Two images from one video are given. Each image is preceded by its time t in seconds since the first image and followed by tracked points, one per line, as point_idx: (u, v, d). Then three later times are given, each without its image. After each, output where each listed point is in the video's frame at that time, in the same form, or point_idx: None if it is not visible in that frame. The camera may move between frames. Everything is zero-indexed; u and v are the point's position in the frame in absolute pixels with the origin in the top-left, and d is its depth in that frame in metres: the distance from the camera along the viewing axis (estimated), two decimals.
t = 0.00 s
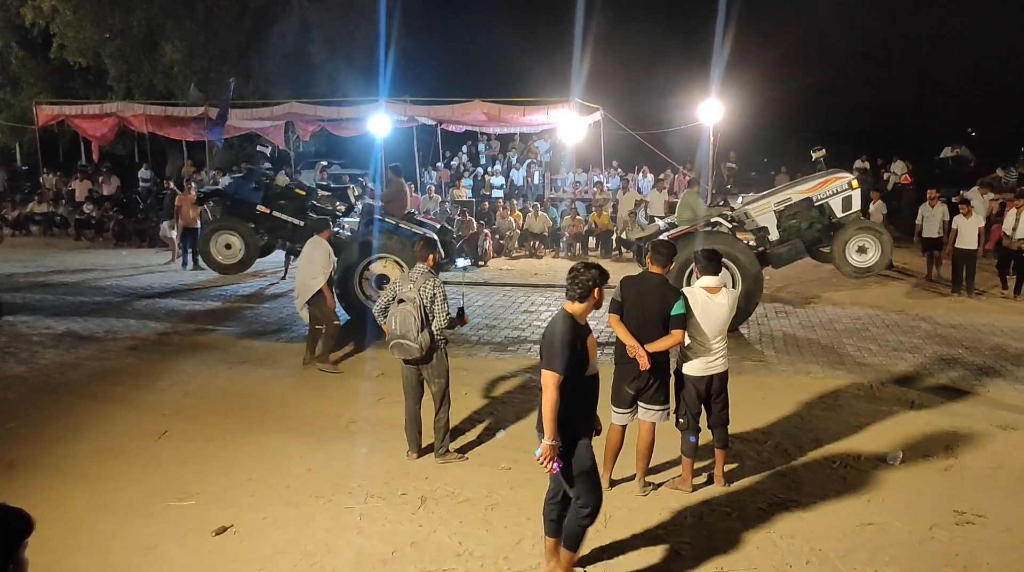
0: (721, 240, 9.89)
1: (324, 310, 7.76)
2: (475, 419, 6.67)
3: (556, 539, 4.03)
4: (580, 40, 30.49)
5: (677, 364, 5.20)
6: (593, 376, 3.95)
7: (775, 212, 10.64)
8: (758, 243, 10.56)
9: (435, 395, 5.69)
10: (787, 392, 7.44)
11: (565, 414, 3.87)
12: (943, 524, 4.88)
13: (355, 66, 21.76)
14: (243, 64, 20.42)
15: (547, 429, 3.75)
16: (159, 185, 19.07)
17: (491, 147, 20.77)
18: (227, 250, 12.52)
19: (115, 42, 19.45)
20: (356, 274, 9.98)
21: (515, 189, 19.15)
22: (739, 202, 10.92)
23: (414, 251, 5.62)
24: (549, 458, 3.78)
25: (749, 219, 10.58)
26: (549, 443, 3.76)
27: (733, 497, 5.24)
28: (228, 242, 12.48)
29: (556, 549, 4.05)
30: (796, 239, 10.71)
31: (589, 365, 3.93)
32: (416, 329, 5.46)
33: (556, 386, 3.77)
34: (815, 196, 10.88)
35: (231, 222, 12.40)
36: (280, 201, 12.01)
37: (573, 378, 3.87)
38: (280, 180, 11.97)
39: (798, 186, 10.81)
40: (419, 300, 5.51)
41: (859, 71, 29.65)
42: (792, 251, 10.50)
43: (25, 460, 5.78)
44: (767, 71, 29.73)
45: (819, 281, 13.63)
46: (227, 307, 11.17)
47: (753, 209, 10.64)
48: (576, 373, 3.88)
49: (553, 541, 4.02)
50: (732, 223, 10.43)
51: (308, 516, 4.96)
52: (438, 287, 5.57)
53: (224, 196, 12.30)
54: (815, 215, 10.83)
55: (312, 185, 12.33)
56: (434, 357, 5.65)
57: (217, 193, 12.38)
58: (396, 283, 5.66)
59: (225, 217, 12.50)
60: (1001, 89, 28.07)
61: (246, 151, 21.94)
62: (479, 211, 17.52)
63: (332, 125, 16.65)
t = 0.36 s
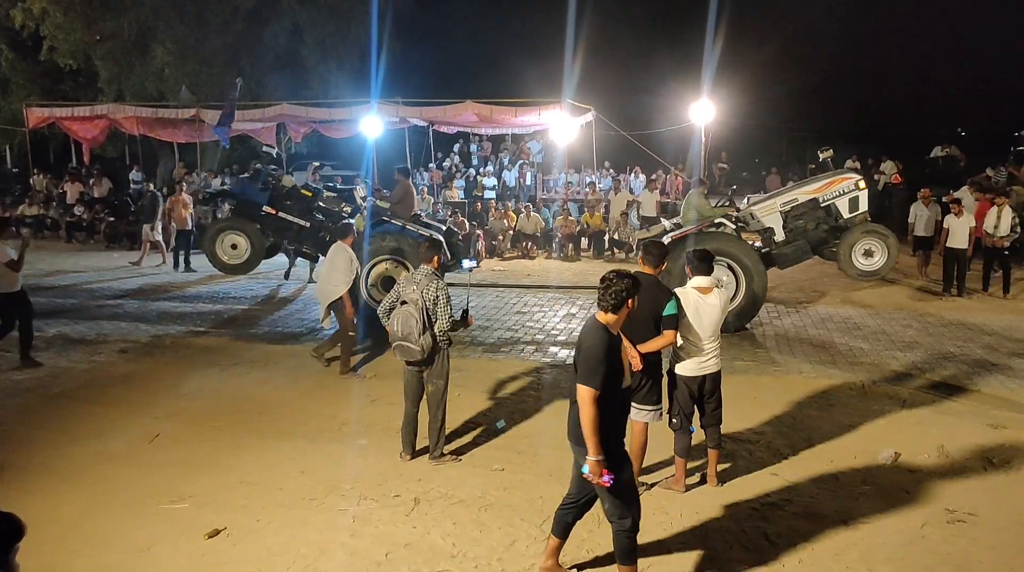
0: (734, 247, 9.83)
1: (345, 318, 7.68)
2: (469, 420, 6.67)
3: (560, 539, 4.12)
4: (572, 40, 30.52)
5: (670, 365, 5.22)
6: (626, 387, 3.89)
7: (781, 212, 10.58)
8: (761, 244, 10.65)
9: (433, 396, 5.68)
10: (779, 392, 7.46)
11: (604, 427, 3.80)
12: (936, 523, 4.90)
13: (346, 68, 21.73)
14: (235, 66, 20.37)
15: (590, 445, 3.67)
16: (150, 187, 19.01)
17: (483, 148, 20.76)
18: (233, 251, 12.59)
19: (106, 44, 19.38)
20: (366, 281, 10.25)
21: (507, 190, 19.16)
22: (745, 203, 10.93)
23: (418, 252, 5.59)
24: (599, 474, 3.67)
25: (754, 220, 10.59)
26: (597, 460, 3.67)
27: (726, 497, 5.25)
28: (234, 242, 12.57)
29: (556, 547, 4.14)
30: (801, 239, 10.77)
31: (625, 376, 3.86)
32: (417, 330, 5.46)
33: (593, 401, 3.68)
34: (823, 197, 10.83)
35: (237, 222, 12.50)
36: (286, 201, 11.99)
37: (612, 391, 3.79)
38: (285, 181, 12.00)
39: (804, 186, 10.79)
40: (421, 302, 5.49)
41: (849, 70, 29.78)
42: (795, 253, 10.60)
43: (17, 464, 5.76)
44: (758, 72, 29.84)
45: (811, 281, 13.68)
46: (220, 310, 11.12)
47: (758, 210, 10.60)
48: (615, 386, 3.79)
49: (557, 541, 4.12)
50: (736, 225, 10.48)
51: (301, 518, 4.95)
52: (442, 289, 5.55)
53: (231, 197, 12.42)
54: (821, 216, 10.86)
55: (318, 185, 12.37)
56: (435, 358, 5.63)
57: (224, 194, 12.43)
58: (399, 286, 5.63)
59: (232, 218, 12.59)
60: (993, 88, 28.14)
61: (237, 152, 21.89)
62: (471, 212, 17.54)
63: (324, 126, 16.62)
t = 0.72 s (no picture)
0: (752, 261, 9.80)
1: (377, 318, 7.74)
2: (463, 420, 6.67)
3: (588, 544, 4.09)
4: (566, 41, 30.51)
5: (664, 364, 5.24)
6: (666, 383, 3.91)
7: (787, 212, 10.66)
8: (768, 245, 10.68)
9: (434, 397, 5.66)
10: (773, 391, 7.48)
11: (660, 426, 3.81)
12: (929, 521, 4.93)
13: (340, 68, 21.69)
14: (228, 66, 20.32)
15: (669, 446, 3.72)
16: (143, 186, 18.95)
17: (477, 147, 20.73)
18: (238, 251, 12.32)
19: (99, 44, 19.32)
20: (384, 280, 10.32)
21: (501, 190, 19.15)
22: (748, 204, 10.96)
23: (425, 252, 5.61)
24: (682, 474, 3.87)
25: (760, 220, 10.65)
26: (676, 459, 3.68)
27: (720, 495, 5.27)
28: (239, 242, 12.28)
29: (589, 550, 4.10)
30: (807, 239, 10.77)
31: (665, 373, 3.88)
32: (418, 331, 5.46)
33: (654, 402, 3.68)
34: (827, 196, 10.88)
35: (244, 222, 12.25)
36: (291, 201, 12.17)
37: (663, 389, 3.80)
38: (292, 180, 12.27)
39: (810, 186, 10.80)
40: (423, 303, 5.51)
41: (842, 70, 29.84)
42: (801, 253, 10.54)
43: (9, 464, 5.73)
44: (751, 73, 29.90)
45: (805, 281, 13.70)
46: (214, 309, 11.10)
47: (764, 210, 10.67)
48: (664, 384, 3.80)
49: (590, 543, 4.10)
50: (742, 225, 10.53)
51: (296, 518, 4.94)
52: (445, 290, 5.55)
53: (236, 198, 12.38)
54: (826, 215, 10.87)
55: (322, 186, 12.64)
56: (440, 359, 5.61)
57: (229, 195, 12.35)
58: (403, 286, 5.64)
59: (238, 218, 12.33)
60: (988, 88, 28.20)
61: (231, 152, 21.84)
62: (465, 212, 17.53)
63: (317, 126, 16.60)
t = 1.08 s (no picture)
0: (764, 274, 9.83)
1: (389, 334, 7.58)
2: (457, 422, 6.66)
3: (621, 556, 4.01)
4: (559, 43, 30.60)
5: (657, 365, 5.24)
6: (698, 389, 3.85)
7: (787, 214, 10.56)
8: (772, 246, 10.72)
9: (431, 398, 5.65)
10: (765, 392, 7.50)
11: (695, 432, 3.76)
12: (920, 522, 4.95)
13: (334, 69, 21.69)
14: (222, 66, 20.29)
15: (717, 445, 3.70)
16: (135, 186, 18.89)
17: (470, 148, 20.74)
18: (239, 254, 12.33)
19: (92, 43, 19.28)
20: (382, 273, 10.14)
21: (494, 191, 19.17)
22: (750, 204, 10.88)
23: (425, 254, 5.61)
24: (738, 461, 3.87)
25: (761, 222, 10.56)
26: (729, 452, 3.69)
27: (713, 496, 5.28)
28: (240, 245, 12.33)
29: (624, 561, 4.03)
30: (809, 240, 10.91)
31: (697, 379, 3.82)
32: (417, 333, 5.45)
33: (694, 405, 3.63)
34: (828, 198, 10.86)
35: (244, 224, 12.32)
36: (292, 203, 12.18)
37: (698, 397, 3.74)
38: (292, 182, 12.22)
39: (811, 188, 10.75)
40: (423, 304, 5.50)
41: (836, 73, 29.95)
42: (806, 253, 10.58)
43: None
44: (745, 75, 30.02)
45: (797, 283, 13.76)
46: (208, 310, 11.06)
47: (764, 211, 10.58)
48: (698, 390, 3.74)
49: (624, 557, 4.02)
50: (746, 226, 10.39)
51: (288, 519, 4.93)
52: (444, 292, 5.55)
53: (236, 199, 12.32)
54: (826, 217, 10.91)
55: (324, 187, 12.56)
56: (437, 361, 5.61)
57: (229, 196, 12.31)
58: (403, 287, 5.63)
59: (239, 220, 12.40)
60: (982, 91, 28.33)
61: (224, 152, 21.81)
62: (459, 213, 17.53)
63: (311, 126, 16.58)
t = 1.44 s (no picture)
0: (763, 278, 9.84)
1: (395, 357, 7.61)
2: (448, 429, 6.65)
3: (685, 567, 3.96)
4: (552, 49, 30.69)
5: (649, 372, 5.23)
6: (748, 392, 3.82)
7: (787, 222, 10.70)
8: (771, 254, 10.74)
9: (423, 406, 5.65)
10: (755, 400, 7.51)
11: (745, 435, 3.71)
12: (910, 529, 4.95)
13: (327, 74, 21.69)
14: (214, 71, 20.27)
15: (742, 457, 3.59)
16: (126, 191, 18.84)
17: (463, 154, 20.76)
18: (237, 257, 12.28)
19: (83, 48, 19.24)
20: (365, 275, 9.88)
21: (487, 197, 19.20)
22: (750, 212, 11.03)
23: (419, 261, 5.61)
24: (753, 487, 3.64)
25: (760, 230, 10.70)
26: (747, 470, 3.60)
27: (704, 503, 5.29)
28: (238, 248, 12.26)
29: None
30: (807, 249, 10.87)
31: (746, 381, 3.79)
32: (411, 340, 5.46)
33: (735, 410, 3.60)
34: (826, 207, 10.89)
35: (243, 228, 12.22)
36: (291, 208, 12.09)
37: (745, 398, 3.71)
38: (290, 187, 12.13)
39: (809, 196, 10.84)
40: (416, 312, 5.50)
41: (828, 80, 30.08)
42: (804, 261, 10.53)
43: None
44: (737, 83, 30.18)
45: (789, 289, 13.79)
46: (200, 316, 11.02)
47: (764, 219, 10.72)
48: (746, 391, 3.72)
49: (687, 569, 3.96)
50: (749, 234, 10.50)
51: (278, 526, 4.91)
52: (438, 300, 5.54)
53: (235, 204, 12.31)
54: (824, 226, 10.96)
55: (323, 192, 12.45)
56: (430, 369, 5.60)
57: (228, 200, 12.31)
58: (397, 294, 5.63)
59: (238, 224, 12.32)
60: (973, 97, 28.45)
61: (216, 157, 21.77)
62: (451, 219, 17.52)
63: (303, 132, 16.58)
